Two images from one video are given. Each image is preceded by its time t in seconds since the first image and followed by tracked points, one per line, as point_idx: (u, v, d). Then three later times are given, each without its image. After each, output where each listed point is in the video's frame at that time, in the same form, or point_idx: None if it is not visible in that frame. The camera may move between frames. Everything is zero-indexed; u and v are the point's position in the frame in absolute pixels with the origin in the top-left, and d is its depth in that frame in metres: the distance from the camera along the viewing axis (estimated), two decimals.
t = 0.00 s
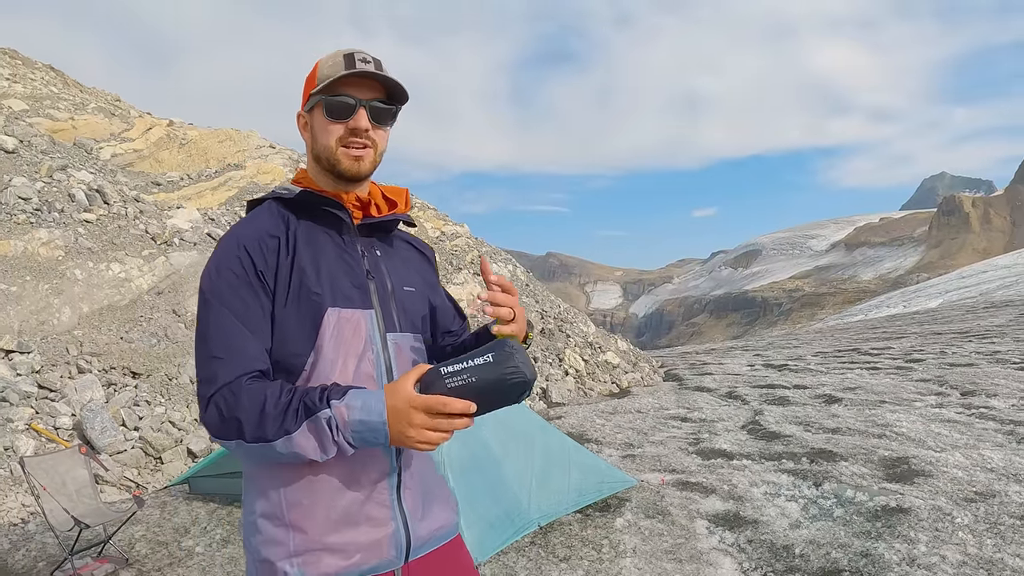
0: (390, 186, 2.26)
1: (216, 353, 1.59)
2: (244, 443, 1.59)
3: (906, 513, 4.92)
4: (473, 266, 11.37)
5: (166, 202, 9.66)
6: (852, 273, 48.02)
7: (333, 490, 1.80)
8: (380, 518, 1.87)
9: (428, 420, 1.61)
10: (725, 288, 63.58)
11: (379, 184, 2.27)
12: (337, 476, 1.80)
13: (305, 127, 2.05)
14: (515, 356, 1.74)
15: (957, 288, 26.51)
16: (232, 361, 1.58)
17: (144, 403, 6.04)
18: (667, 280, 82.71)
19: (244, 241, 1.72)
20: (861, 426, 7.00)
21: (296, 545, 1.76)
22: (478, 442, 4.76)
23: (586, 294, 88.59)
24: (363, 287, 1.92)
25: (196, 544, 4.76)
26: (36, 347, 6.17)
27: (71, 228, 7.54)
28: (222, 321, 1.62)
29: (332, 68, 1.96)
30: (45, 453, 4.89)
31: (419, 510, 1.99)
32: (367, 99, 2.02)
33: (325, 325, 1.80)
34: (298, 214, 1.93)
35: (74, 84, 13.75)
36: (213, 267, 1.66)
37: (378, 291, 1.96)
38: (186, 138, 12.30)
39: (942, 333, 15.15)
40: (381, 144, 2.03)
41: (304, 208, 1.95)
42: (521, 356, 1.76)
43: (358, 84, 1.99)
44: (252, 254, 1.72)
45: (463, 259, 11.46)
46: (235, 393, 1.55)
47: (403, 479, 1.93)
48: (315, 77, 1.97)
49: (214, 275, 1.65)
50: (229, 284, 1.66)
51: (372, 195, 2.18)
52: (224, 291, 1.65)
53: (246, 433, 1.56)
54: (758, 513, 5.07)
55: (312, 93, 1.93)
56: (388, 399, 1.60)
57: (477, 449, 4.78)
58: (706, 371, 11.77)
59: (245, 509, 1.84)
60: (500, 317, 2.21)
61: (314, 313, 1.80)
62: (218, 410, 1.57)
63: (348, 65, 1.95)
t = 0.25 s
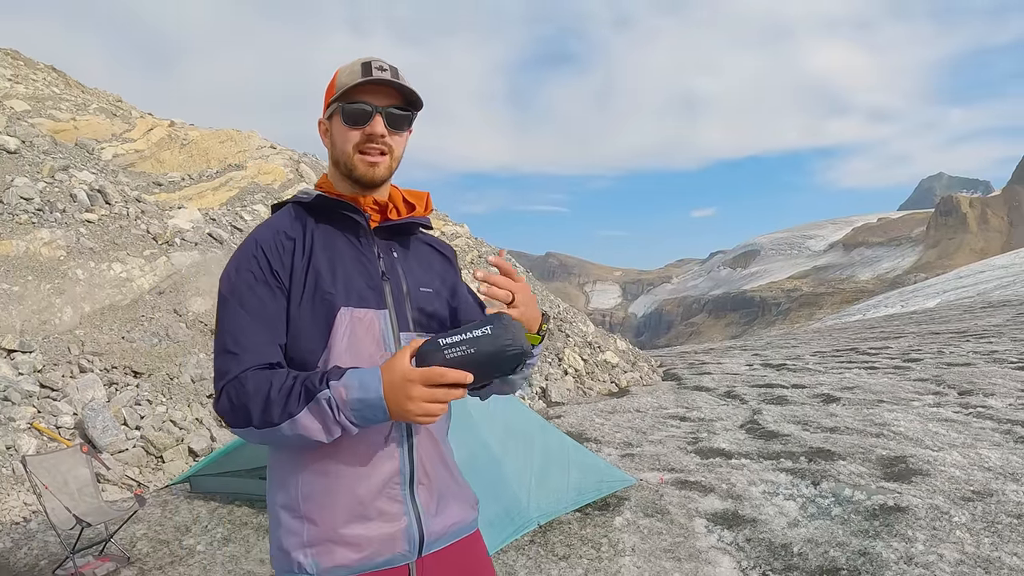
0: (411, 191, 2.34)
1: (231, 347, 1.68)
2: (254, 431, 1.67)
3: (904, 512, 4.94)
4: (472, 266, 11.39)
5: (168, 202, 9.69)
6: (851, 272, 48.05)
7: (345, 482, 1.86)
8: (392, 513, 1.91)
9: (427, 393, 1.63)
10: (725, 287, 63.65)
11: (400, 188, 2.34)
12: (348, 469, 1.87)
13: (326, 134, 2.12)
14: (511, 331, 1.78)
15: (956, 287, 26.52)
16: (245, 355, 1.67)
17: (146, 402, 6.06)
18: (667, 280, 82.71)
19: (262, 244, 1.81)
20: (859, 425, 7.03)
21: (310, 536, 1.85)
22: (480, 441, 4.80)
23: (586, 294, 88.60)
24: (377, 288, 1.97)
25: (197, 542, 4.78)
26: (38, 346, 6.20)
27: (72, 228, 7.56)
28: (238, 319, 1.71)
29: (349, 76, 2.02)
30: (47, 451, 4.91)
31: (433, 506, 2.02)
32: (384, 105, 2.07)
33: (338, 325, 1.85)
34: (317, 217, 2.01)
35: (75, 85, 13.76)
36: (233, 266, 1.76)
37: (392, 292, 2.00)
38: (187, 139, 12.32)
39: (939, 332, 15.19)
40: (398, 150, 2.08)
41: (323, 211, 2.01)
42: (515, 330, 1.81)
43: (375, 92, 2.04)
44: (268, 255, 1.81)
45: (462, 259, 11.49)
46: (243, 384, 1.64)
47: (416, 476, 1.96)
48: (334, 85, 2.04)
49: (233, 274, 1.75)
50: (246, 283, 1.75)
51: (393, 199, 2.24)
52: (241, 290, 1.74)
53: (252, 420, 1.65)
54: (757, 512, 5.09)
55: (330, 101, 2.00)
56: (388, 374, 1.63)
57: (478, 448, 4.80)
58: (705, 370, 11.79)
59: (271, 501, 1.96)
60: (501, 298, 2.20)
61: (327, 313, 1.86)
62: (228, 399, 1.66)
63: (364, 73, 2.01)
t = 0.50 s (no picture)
0: (425, 195, 2.40)
1: (247, 348, 1.71)
2: (266, 432, 1.70)
3: (902, 510, 4.96)
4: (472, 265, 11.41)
5: (169, 202, 9.71)
6: (850, 271, 48.10)
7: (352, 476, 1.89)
8: (399, 508, 1.94)
9: (422, 415, 1.61)
10: (724, 287, 63.69)
11: (414, 192, 2.40)
12: (355, 463, 1.90)
13: (342, 138, 2.17)
14: (509, 353, 1.73)
15: (955, 287, 26.57)
16: (260, 357, 1.70)
17: (147, 401, 6.09)
18: (666, 279, 82.74)
19: (277, 247, 1.85)
20: (857, 423, 7.06)
21: (318, 529, 1.88)
22: (480, 440, 4.86)
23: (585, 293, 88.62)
24: (388, 290, 2.01)
25: (198, 540, 4.80)
26: (40, 345, 6.22)
27: (74, 228, 7.58)
28: (253, 320, 1.74)
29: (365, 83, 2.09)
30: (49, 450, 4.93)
31: (440, 503, 2.05)
32: (398, 110, 2.12)
33: (349, 326, 1.90)
34: (331, 220, 2.05)
35: (77, 86, 13.77)
36: (249, 268, 1.80)
37: (403, 294, 2.04)
38: (188, 139, 12.34)
39: (937, 331, 15.23)
40: (411, 154, 2.14)
41: (337, 215, 2.06)
42: (515, 354, 1.75)
43: (390, 98, 2.10)
44: (283, 257, 1.84)
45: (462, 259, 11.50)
46: (257, 384, 1.67)
47: (423, 471, 2.00)
48: (350, 91, 2.10)
49: (250, 275, 1.78)
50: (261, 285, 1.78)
51: (407, 202, 2.30)
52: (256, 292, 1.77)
53: (263, 422, 1.67)
54: (756, 511, 5.11)
55: (346, 105, 2.06)
56: (383, 393, 1.63)
57: (477, 446, 4.86)
58: (703, 369, 11.81)
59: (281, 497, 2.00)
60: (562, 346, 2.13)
61: (339, 315, 1.90)
62: (241, 399, 1.69)
63: (380, 79, 2.07)
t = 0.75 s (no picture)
0: (435, 199, 2.39)
1: (252, 349, 1.74)
2: (268, 432, 1.73)
3: (900, 509, 4.99)
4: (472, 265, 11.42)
5: (170, 202, 9.73)
6: (850, 270, 48.15)
7: (358, 474, 1.92)
8: (404, 506, 1.97)
9: (417, 434, 1.64)
10: (724, 286, 63.71)
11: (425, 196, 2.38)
12: (361, 462, 1.92)
13: (353, 141, 2.21)
14: (506, 384, 1.76)
15: (953, 286, 26.60)
16: (265, 358, 1.72)
17: (148, 400, 6.11)
18: (666, 279, 82.77)
19: (285, 249, 1.88)
20: (855, 422, 7.08)
21: (324, 526, 1.91)
22: (482, 440, 4.88)
23: (585, 293, 88.64)
24: (396, 293, 2.04)
25: (199, 539, 4.83)
26: (42, 345, 6.24)
27: (76, 228, 7.61)
28: (261, 321, 1.77)
29: (377, 87, 2.12)
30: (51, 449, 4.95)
31: (444, 501, 2.08)
32: (408, 115, 2.16)
33: (356, 328, 1.93)
34: (341, 222, 2.08)
35: (78, 86, 13.79)
36: (258, 270, 1.83)
37: (410, 297, 2.06)
38: (189, 139, 12.36)
39: (934, 331, 15.25)
40: (420, 158, 2.17)
41: (347, 218, 2.09)
42: (513, 386, 1.77)
43: (400, 103, 2.14)
44: (292, 260, 1.87)
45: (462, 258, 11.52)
46: (260, 385, 1.70)
47: (426, 470, 2.03)
48: (362, 95, 2.14)
49: (258, 277, 1.82)
50: (269, 287, 1.81)
51: (416, 207, 2.29)
52: (264, 293, 1.80)
53: (264, 422, 1.70)
54: (754, 509, 5.14)
55: (358, 109, 2.09)
56: (382, 409, 1.65)
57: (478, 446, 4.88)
58: (703, 369, 11.84)
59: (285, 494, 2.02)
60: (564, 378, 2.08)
61: (346, 317, 1.93)
62: (245, 399, 1.72)
63: (391, 84, 2.11)
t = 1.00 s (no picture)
0: (435, 201, 2.41)
1: (254, 348, 1.76)
2: (269, 429, 1.76)
3: (898, 508, 5.01)
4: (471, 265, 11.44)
5: (170, 202, 9.75)
6: (849, 270, 48.20)
7: (359, 473, 1.94)
8: (404, 504, 1.99)
9: (416, 434, 1.67)
10: (723, 286, 63.75)
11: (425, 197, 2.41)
12: (362, 460, 1.95)
13: (354, 142, 2.23)
14: (505, 385, 1.78)
15: (951, 285, 26.63)
16: (266, 357, 1.75)
17: (150, 399, 6.13)
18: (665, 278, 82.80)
19: (287, 248, 1.90)
20: (853, 421, 7.10)
21: (325, 523, 1.93)
22: (482, 439, 4.91)
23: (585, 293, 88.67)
24: (397, 293, 2.06)
25: (201, 537, 4.85)
26: (44, 344, 6.27)
27: (78, 228, 7.63)
28: (263, 321, 1.79)
29: (379, 89, 2.15)
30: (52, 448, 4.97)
31: (443, 500, 2.11)
32: (409, 116, 2.19)
33: (357, 326, 1.95)
34: (342, 222, 2.11)
35: (80, 87, 13.80)
36: (260, 270, 1.85)
37: (411, 296, 2.09)
38: (190, 139, 12.38)
39: (932, 330, 15.29)
40: (421, 159, 2.19)
41: (349, 218, 2.11)
42: (512, 387, 1.79)
43: (402, 104, 2.17)
44: (294, 259, 1.90)
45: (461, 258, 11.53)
46: (262, 383, 1.72)
47: (426, 469, 2.06)
48: (365, 96, 2.17)
49: (261, 277, 1.83)
50: (271, 287, 1.84)
51: (417, 208, 2.32)
52: (266, 293, 1.83)
53: (266, 420, 1.73)
54: (752, 508, 5.16)
55: (360, 110, 2.12)
56: (383, 409, 1.68)
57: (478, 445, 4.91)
58: (701, 368, 11.87)
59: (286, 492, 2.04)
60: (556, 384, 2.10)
61: (347, 316, 1.95)
62: (246, 397, 1.74)
63: (393, 86, 2.14)
